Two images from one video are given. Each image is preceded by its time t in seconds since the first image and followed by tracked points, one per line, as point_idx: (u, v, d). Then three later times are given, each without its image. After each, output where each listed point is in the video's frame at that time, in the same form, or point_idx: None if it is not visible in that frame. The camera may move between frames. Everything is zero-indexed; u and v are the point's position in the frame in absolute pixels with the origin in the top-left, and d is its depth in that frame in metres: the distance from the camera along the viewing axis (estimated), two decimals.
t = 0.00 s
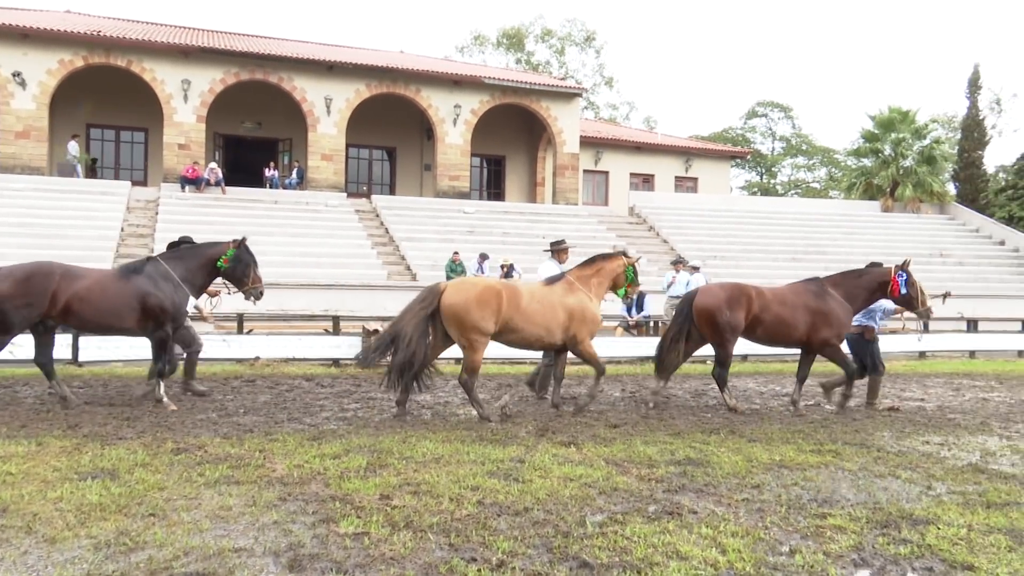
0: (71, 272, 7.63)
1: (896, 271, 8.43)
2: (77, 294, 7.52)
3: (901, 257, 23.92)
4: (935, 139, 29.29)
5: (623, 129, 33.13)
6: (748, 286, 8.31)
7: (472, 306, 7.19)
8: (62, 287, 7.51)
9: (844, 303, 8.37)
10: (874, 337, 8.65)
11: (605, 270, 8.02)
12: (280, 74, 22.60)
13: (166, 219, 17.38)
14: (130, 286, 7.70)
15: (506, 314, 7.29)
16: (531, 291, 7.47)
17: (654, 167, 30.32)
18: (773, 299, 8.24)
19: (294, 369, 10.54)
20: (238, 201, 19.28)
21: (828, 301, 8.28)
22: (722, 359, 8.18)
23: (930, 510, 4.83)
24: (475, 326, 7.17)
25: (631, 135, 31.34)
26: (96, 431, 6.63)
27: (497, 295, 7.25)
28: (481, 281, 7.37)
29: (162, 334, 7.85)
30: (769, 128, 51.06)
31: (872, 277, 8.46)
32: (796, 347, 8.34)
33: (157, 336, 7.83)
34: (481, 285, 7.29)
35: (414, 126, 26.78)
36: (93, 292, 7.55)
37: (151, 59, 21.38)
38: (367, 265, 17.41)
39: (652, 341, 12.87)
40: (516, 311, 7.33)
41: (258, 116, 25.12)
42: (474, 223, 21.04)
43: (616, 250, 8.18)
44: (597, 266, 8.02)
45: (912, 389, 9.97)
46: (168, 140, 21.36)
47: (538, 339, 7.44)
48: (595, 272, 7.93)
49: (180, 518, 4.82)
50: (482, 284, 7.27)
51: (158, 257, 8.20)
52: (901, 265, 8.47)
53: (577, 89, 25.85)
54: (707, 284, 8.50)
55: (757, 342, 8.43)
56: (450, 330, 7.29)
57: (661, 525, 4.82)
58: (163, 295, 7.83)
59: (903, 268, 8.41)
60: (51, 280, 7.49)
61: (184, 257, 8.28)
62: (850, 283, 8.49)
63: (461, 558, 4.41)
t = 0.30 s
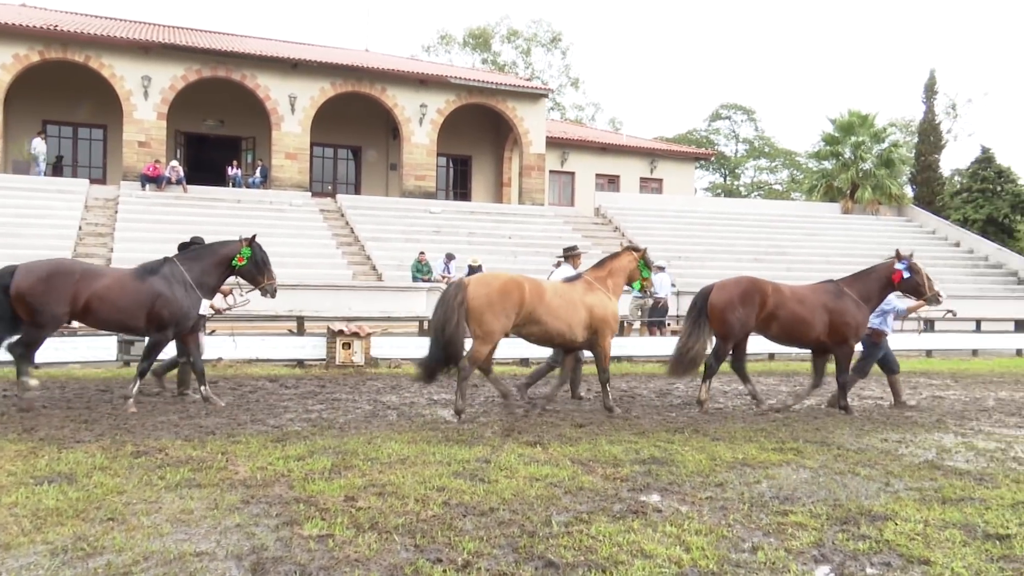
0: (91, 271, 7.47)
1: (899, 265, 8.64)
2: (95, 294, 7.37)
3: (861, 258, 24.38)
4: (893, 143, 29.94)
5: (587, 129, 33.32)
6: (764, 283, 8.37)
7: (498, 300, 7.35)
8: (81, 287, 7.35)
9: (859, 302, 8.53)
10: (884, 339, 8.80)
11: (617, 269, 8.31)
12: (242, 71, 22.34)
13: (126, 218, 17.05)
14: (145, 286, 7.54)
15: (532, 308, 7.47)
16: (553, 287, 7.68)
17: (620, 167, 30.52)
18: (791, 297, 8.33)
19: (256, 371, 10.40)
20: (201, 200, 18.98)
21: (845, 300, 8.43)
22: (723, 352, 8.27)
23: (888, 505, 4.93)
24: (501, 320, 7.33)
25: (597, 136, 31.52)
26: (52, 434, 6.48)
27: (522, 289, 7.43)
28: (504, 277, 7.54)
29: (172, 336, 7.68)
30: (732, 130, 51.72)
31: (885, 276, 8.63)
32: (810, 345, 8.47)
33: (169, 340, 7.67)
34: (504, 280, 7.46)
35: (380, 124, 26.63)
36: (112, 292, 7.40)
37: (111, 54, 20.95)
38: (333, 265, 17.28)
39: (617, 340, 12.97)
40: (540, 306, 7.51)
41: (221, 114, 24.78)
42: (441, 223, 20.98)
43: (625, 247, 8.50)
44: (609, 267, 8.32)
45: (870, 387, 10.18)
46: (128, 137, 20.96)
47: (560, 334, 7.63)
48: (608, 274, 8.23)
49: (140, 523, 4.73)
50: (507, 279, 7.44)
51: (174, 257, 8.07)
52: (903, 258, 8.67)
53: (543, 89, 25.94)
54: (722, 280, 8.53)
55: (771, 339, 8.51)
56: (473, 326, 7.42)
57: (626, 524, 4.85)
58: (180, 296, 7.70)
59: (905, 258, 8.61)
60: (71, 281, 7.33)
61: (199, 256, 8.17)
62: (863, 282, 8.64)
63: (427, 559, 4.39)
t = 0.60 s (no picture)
0: (107, 276, 7.47)
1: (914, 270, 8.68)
2: (111, 299, 7.38)
3: (819, 260, 24.84)
4: (848, 146, 30.84)
5: (548, 130, 33.44)
6: (774, 287, 8.46)
7: (511, 306, 7.43)
8: (97, 291, 7.35)
9: (865, 307, 8.58)
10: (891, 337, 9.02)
11: (627, 274, 8.34)
12: (201, 67, 21.93)
13: (79, 216, 16.68)
14: (161, 289, 7.62)
15: (542, 312, 7.53)
16: (564, 291, 7.74)
17: (581, 168, 30.66)
18: (799, 300, 8.42)
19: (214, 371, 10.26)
20: (157, 198, 18.65)
21: (851, 306, 8.49)
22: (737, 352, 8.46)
23: (841, 502, 5.02)
24: (513, 325, 7.43)
25: (560, 137, 31.66)
26: None
27: (534, 294, 7.49)
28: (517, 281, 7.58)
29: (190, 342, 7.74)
30: (693, 132, 52.36)
31: (894, 282, 8.66)
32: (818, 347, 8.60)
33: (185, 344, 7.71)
34: (518, 286, 7.52)
35: (341, 124, 26.45)
36: (128, 298, 7.42)
37: (64, 49, 20.46)
38: (293, 265, 17.11)
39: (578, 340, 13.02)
40: (550, 311, 7.58)
41: (178, 110, 24.37)
42: (403, 223, 20.86)
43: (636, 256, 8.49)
44: (620, 270, 8.35)
45: (826, 386, 10.36)
46: (82, 134, 20.52)
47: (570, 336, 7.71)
48: (619, 276, 8.26)
49: (91, 528, 4.61)
50: (519, 285, 7.49)
51: (187, 259, 8.05)
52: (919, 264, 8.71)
53: (505, 89, 25.98)
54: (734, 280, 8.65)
55: (779, 341, 8.63)
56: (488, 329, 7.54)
57: (586, 523, 4.86)
58: (195, 302, 7.76)
59: (920, 266, 8.65)
60: (88, 285, 7.33)
61: (214, 260, 8.12)
62: (872, 287, 8.67)
63: (386, 561, 4.36)
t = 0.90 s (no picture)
0: (97, 273, 7.34)
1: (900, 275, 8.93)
2: (100, 297, 7.23)
3: (758, 262, 25.46)
4: (783, 150, 31.69)
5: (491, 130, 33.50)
6: (761, 288, 8.61)
7: (508, 308, 7.56)
8: (86, 288, 7.22)
9: (849, 306, 8.80)
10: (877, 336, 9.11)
11: (621, 280, 8.54)
12: (134, 62, 21.36)
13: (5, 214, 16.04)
14: (152, 292, 7.43)
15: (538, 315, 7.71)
16: (559, 293, 7.93)
17: (524, 169, 30.80)
18: (785, 299, 8.59)
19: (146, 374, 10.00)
20: (87, 196, 18.08)
21: (834, 304, 8.67)
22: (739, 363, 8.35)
23: (777, 497, 5.13)
24: (511, 328, 7.54)
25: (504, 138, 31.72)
26: None
27: (530, 296, 7.66)
28: (514, 285, 7.75)
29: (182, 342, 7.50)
30: (634, 135, 53.11)
31: (877, 281, 8.90)
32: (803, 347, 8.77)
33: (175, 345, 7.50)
34: (512, 288, 7.69)
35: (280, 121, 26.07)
36: (118, 297, 7.27)
37: None
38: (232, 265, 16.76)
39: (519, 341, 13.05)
40: (545, 313, 7.77)
41: (111, 106, 23.66)
42: (344, 223, 20.64)
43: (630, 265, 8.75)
44: (613, 277, 8.57)
45: (764, 384, 10.60)
46: (7, 128, 19.74)
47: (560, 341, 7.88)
48: (612, 281, 8.48)
49: (15, 538, 4.43)
50: (515, 287, 7.65)
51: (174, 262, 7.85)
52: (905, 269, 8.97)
53: (449, 89, 25.97)
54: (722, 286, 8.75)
55: (767, 340, 8.80)
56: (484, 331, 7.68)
57: (528, 523, 4.87)
58: (184, 302, 7.52)
59: (907, 273, 8.94)
60: (77, 281, 7.21)
61: (199, 261, 7.88)
62: (856, 286, 8.89)
63: (326, 566, 4.29)
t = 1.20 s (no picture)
0: (120, 278, 7.47)
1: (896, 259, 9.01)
2: (125, 301, 7.38)
3: (730, 262, 25.70)
4: (753, 152, 32.11)
5: (462, 129, 33.45)
6: (782, 286, 8.77)
7: (530, 303, 7.78)
8: (110, 294, 7.35)
9: (871, 307, 8.92)
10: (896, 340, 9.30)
11: (633, 276, 8.74)
12: (100, 58, 21.02)
13: None
14: (175, 293, 7.58)
15: (561, 310, 7.91)
16: (581, 294, 8.11)
17: (497, 169, 30.81)
18: (808, 301, 8.74)
19: (112, 376, 9.84)
20: (50, 193, 17.80)
21: (858, 306, 8.84)
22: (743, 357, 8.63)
23: (746, 495, 5.18)
24: (534, 322, 7.77)
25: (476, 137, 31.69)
26: None
27: (553, 296, 7.86)
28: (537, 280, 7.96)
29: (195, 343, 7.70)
30: (606, 136, 53.32)
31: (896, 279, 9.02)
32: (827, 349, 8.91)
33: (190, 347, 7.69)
34: (537, 282, 7.92)
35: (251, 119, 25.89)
36: (142, 300, 7.42)
37: None
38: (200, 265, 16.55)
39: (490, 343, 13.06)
40: (569, 312, 7.96)
41: (75, 102, 23.30)
42: (315, 222, 20.51)
43: (642, 256, 8.94)
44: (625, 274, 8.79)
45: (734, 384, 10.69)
46: None
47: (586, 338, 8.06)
48: (627, 280, 8.70)
49: None
50: (540, 283, 7.86)
51: (197, 264, 8.08)
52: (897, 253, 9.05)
53: (421, 89, 25.92)
54: (743, 281, 8.93)
55: (788, 340, 8.93)
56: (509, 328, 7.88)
57: (499, 523, 4.87)
58: (206, 302, 7.72)
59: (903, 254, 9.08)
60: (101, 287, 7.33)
61: (222, 262, 8.16)
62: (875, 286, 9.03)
63: (296, 567, 4.25)
